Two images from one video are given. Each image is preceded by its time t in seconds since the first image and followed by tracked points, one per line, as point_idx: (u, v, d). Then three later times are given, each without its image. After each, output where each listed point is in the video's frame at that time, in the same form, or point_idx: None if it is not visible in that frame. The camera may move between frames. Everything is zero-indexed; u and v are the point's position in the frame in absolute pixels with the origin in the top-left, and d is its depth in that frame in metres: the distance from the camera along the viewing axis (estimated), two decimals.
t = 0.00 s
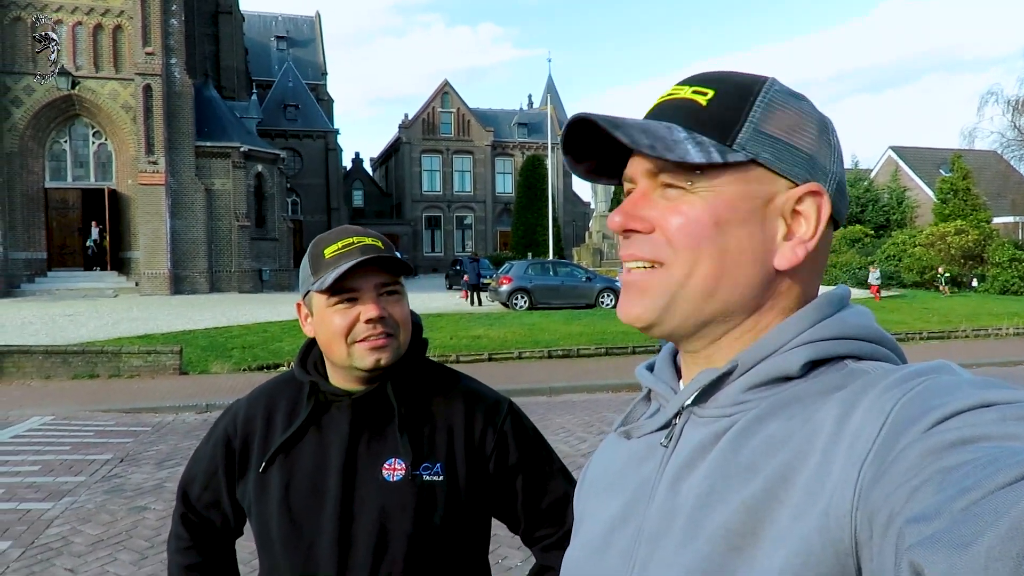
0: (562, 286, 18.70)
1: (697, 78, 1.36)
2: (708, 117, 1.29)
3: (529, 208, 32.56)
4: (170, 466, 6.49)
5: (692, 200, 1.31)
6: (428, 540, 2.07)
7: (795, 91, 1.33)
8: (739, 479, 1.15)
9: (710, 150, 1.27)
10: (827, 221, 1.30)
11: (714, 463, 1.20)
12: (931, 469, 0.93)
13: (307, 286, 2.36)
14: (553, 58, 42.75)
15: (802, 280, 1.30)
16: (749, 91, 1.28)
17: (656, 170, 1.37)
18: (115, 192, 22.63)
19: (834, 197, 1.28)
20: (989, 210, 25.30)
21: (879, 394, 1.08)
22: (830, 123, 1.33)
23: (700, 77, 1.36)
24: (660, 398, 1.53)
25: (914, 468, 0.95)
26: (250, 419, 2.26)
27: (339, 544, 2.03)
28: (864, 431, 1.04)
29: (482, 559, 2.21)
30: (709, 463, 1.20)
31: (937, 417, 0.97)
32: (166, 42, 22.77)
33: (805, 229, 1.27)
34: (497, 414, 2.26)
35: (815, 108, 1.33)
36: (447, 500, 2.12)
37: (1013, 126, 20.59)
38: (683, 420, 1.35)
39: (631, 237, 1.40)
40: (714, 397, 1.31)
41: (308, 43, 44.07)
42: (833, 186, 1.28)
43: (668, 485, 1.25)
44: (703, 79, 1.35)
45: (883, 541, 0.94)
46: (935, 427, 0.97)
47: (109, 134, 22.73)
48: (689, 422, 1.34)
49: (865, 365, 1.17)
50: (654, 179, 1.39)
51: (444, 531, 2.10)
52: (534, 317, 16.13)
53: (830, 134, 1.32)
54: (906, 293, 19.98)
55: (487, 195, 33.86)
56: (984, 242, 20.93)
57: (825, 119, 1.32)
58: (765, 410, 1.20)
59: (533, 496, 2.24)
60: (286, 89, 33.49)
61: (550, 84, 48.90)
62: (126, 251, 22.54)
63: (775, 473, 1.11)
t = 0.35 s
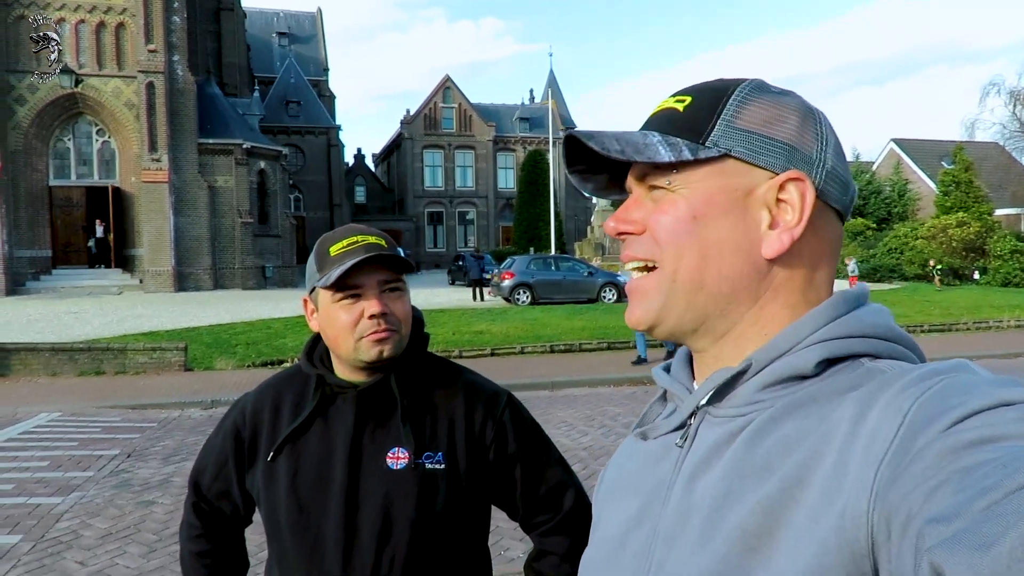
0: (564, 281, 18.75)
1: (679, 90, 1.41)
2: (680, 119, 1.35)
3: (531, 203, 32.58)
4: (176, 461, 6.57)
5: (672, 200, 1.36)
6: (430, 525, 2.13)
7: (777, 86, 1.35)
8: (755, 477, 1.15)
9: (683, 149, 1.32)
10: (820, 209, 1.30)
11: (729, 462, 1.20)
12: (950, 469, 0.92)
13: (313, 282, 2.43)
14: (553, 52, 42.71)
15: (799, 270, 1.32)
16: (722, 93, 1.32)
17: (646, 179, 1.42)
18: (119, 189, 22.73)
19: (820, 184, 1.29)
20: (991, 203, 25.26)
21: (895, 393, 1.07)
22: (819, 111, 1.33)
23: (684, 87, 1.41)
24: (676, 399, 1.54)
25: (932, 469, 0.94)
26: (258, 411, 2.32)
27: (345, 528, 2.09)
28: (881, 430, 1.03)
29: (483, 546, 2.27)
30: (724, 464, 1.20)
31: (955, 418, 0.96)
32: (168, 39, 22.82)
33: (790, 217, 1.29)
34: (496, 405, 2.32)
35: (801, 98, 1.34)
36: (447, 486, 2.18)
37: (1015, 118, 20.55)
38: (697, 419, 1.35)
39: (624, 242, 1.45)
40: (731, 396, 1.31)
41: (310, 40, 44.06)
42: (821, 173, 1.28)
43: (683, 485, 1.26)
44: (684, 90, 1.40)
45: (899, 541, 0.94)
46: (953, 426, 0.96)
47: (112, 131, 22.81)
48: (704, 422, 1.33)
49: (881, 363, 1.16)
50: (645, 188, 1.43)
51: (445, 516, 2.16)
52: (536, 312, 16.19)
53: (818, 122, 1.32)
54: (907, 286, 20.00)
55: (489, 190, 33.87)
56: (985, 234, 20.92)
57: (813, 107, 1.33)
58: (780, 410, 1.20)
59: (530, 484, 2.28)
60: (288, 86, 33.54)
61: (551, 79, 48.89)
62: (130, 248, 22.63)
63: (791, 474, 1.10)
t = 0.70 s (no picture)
0: (554, 271, 18.81)
1: (670, 88, 1.44)
2: (675, 121, 1.37)
3: (521, 194, 32.58)
4: (167, 452, 6.58)
5: (675, 205, 1.37)
6: (422, 512, 2.16)
7: (769, 82, 1.37)
8: (768, 478, 1.17)
9: (684, 153, 1.33)
10: (824, 206, 1.33)
11: (742, 461, 1.22)
12: (970, 469, 0.92)
13: (302, 275, 2.45)
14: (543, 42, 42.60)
15: (805, 268, 1.34)
16: (717, 91, 1.34)
17: (642, 182, 1.44)
18: (105, 180, 22.57)
19: (824, 182, 1.30)
20: (977, 192, 25.46)
21: (910, 390, 1.07)
22: (814, 106, 1.35)
23: (675, 85, 1.43)
24: (683, 398, 1.56)
25: (951, 468, 0.94)
26: (250, 400, 2.34)
27: (338, 516, 2.12)
28: (896, 430, 1.04)
29: (473, 533, 2.31)
30: (737, 465, 1.23)
31: (973, 414, 0.96)
32: (155, 28, 22.59)
33: (795, 218, 1.31)
34: (485, 394, 2.35)
35: (794, 92, 1.36)
36: (438, 473, 2.21)
37: (1001, 108, 20.67)
38: (707, 419, 1.39)
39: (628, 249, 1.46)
40: (739, 395, 1.34)
41: (298, 28, 43.73)
42: (824, 169, 1.30)
43: (695, 484, 1.29)
44: (674, 89, 1.43)
45: (920, 542, 0.94)
46: (970, 425, 0.96)
47: (98, 122, 22.65)
48: (714, 422, 1.37)
49: (892, 360, 1.18)
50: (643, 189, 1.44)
51: (436, 502, 2.19)
52: (526, 302, 16.23)
53: (816, 117, 1.34)
54: (894, 275, 20.16)
55: (479, 180, 33.83)
56: (971, 224, 21.11)
57: (807, 102, 1.35)
58: (791, 409, 1.21)
59: (519, 470, 2.33)
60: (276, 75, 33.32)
61: (541, 68, 48.78)
62: (117, 239, 22.49)
63: (805, 474, 1.12)
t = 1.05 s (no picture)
0: (539, 263, 18.86)
1: (709, 53, 1.35)
2: (759, 92, 1.29)
3: (507, 185, 32.55)
4: (149, 441, 6.55)
5: (751, 184, 1.32)
6: (402, 496, 2.17)
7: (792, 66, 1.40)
8: (754, 462, 1.20)
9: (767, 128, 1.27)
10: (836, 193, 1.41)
11: (729, 446, 1.25)
12: (951, 447, 0.95)
13: (285, 263, 2.44)
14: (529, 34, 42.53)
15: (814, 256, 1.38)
16: (772, 70, 1.32)
17: (697, 157, 1.37)
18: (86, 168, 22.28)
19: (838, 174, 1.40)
20: (957, 188, 25.77)
21: (893, 372, 1.10)
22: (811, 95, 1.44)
23: (713, 51, 1.35)
24: (674, 381, 1.59)
25: (932, 448, 0.97)
26: (234, 385, 2.34)
27: (321, 499, 2.12)
28: (880, 411, 1.06)
29: (454, 520, 2.32)
30: (724, 449, 1.25)
31: (954, 396, 0.99)
32: (136, 14, 22.37)
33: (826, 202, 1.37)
34: (466, 380, 2.37)
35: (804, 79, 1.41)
36: (420, 458, 2.22)
37: (981, 105, 20.91)
38: (697, 402, 1.42)
39: (683, 230, 1.39)
40: (728, 380, 1.36)
41: (282, 16, 43.30)
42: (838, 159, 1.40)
43: (683, 468, 1.32)
44: (719, 54, 1.34)
45: (901, 520, 0.96)
46: (951, 406, 0.99)
47: (78, 109, 22.30)
48: (703, 406, 1.40)
49: (877, 341, 1.20)
50: (693, 166, 1.38)
51: (417, 487, 2.20)
52: (511, 294, 16.25)
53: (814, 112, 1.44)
54: (875, 270, 20.37)
55: (465, 171, 33.76)
56: (951, 220, 21.37)
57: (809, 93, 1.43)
58: (777, 393, 1.24)
59: (499, 455, 2.34)
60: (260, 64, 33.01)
61: (527, 60, 48.67)
62: (98, 228, 22.18)
63: (789, 457, 1.14)
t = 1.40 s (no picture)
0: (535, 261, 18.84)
1: (733, 46, 1.35)
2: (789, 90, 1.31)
3: (504, 183, 32.51)
4: (141, 432, 6.53)
5: (780, 181, 1.33)
6: (391, 484, 2.16)
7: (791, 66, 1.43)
8: (738, 454, 1.20)
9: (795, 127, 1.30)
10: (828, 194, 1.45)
11: (715, 438, 1.25)
12: (928, 439, 0.95)
13: (277, 252, 2.43)
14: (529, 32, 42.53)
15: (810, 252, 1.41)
16: (791, 69, 1.33)
17: (727, 153, 1.36)
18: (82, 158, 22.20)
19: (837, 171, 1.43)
20: (953, 194, 25.82)
21: (872, 363, 1.10)
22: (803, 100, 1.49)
23: (737, 43, 1.35)
24: (659, 376, 1.59)
25: (913, 439, 0.97)
26: (225, 371, 2.34)
27: (308, 486, 2.12)
28: (861, 403, 1.06)
29: (440, 511, 2.31)
30: (710, 443, 1.26)
31: (935, 386, 1.00)
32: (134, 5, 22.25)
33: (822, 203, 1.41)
34: (454, 369, 2.37)
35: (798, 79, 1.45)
36: (407, 447, 2.21)
37: (978, 110, 20.92)
38: (682, 397, 1.42)
39: (711, 226, 1.36)
40: (715, 375, 1.37)
41: (281, 10, 43.16)
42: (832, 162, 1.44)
43: (669, 462, 1.32)
44: (743, 49, 1.35)
45: (882, 511, 0.96)
46: (931, 396, 1.00)
47: (75, 99, 22.21)
48: (689, 399, 1.40)
49: (861, 335, 1.20)
50: (720, 163, 1.37)
51: (404, 475, 2.19)
52: (506, 291, 16.26)
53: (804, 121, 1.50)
54: (870, 273, 20.38)
55: (462, 168, 33.71)
56: (946, 225, 21.39)
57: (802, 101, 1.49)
58: (763, 388, 1.24)
59: (485, 444, 2.34)
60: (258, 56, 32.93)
61: (526, 58, 48.66)
62: (93, 219, 22.08)
63: (775, 448, 1.14)
